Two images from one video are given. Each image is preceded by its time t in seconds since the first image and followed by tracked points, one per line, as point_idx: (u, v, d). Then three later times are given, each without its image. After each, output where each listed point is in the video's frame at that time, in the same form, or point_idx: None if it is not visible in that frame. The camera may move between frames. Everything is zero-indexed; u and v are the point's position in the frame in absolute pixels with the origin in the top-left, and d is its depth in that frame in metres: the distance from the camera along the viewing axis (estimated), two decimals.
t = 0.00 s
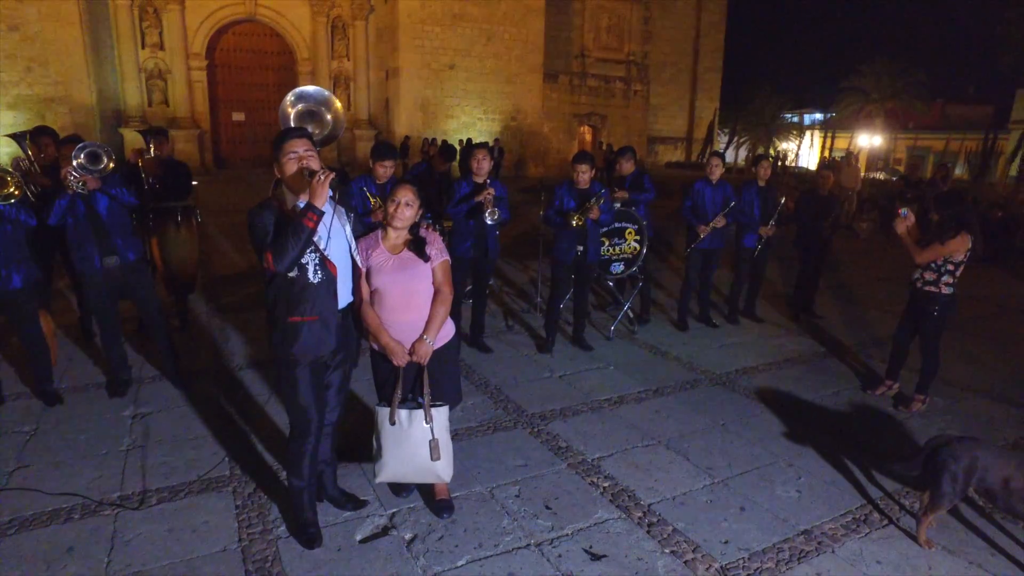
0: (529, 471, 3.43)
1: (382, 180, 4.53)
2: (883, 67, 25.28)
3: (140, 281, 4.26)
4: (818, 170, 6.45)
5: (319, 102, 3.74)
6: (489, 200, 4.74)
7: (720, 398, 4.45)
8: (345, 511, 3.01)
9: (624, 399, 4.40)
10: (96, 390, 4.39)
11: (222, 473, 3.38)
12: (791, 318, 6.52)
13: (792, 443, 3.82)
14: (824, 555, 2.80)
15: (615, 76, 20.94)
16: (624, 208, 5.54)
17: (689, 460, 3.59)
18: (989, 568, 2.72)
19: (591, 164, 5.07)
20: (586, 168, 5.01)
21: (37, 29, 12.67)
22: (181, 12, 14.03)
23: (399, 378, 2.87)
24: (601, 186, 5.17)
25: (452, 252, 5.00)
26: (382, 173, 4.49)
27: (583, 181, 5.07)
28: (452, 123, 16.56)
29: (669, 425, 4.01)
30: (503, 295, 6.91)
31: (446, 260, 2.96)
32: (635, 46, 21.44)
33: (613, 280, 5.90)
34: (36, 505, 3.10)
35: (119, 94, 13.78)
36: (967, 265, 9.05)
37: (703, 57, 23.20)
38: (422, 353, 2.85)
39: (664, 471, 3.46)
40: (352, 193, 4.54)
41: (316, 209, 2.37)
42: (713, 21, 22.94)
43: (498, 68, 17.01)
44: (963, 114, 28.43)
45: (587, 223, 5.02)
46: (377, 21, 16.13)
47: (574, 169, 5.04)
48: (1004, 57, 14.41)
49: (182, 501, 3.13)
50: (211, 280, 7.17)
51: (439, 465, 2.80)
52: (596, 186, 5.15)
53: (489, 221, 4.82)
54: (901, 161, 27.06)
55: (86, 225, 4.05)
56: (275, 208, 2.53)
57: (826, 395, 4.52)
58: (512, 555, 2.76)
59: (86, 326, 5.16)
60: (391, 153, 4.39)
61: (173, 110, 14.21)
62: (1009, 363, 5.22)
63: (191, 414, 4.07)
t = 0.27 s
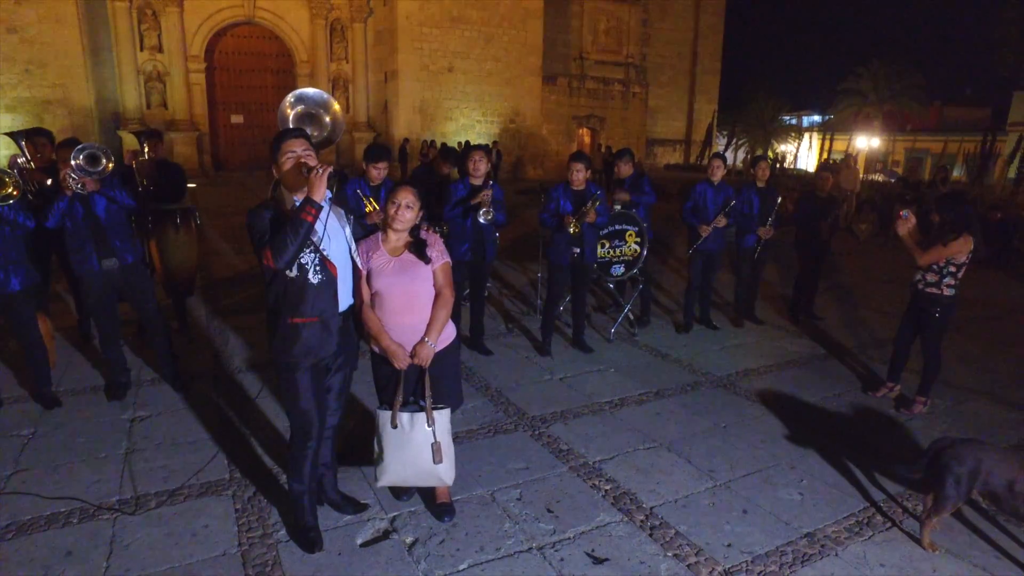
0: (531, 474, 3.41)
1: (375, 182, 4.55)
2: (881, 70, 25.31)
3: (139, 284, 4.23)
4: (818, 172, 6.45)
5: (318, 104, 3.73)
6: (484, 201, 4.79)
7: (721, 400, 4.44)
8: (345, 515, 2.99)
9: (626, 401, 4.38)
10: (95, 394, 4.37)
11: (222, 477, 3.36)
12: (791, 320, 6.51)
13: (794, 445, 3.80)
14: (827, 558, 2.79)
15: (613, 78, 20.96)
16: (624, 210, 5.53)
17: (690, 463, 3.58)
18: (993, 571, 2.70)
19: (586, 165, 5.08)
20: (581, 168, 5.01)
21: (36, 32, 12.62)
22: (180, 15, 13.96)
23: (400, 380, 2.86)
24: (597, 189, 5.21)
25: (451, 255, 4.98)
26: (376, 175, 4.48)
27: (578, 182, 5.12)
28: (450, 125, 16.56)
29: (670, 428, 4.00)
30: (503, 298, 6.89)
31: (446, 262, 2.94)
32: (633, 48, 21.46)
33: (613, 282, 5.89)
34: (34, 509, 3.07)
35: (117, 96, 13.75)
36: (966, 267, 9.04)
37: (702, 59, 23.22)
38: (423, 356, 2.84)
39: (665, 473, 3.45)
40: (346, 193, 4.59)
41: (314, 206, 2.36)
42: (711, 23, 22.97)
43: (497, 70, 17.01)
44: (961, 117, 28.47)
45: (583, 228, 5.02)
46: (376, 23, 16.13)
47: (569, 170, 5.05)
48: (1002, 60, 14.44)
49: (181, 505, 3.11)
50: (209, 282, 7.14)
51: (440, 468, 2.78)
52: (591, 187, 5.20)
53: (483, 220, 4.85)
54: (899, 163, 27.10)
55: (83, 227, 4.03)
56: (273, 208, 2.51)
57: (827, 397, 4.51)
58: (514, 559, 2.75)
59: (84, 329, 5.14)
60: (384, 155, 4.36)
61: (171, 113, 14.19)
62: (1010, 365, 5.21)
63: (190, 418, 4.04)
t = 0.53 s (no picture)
0: (533, 476, 3.39)
1: (366, 184, 4.53)
2: (881, 71, 25.29)
3: (141, 286, 4.21)
4: (819, 173, 6.43)
5: (319, 104, 3.72)
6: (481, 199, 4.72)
7: (724, 402, 4.42)
8: (347, 518, 2.98)
9: (628, 403, 4.37)
10: (95, 396, 4.36)
11: (223, 479, 3.35)
12: (793, 321, 6.49)
13: (797, 447, 3.78)
14: (831, 561, 2.77)
15: (614, 80, 20.97)
16: (625, 211, 5.51)
17: (693, 465, 3.56)
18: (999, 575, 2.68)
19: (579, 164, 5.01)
20: (573, 168, 4.97)
21: (37, 34, 12.66)
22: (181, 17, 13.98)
23: (402, 382, 2.84)
24: (589, 188, 5.19)
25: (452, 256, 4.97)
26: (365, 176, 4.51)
27: (570, 182, 5.08)
28: (451, 127, 16.56)
29: (673, 430, 3.98)
30: (504, 299, 6.87)
31: (448, 263, 2.93)
32: (634, 50, 21.45)
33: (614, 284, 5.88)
34: (34, 511, 3.06)
35: (118, 98, 13.75)
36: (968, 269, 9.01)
37: (702, 61, 23.21)
38: (425, 358, 2.83)
39: (669, 476, 3.43)
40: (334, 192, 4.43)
41: (314, 206, 2.35)
42: (711, 25, 22.98)
43: (498, 72, 17.01)
44: (961, 118, 28.44)
45: (578, 229, 5.01)
46: (377, 25, 16.12)
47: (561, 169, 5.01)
48: (1003, 61, 14.41)
49: (182, 508, 3.10)
50: (210, 284, 7.13)
51: (442, 471, 2.77)
52: (584, 188, 5.17)
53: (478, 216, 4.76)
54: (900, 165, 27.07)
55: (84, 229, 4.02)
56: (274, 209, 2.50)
57: (830, 400, 4.49)
58: (517, 562, 2.73)
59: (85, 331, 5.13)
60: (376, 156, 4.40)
61: (172, 114, 14.17)
62: (1014, 367, 5.18)
63: (191, 420, 4.03)
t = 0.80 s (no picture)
0: (536, 478, 3.38)
1: (359, 185, 4.50)
2: (883, 72, 25.26)
3: (141, 286, 4.22)
4: (821, 174, 6.42)
5: (320, 105, 3.71)
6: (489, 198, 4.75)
7: (727, 403, 4.41)
8: (349, 519, 2.96)
9: (630, 404, 4.35)
10: (96, 396, 4.35)
11: (225, 480, 3.34)
12: (796, 322, 6.47)
13: (801, 448, 3.77)
14: (836, 564, 2.75)
15: (615, 81, 20.95)
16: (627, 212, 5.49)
17: (697, 466, 3.54)
18: None
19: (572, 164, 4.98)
20: (567, 169, 4.94)
21: (39, 35, 12.63)
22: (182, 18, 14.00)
23: (403, 383, 2.83)
24: (584, 189, 5.11)
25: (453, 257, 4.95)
26: (359, 177, 4.50)
27: (565, 183, 5.03)
28: (452, 128, 16.55)
29: (676, 431, 3.96)
30: (506, 300, 6.86)
31: (450, 263, 2.92)
32: (635, 51, 21.44)
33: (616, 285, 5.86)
34: (35, 513, 3.05)
35: (120, 99, 13.77)
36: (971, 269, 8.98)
37: (704, 62, 23.21)
38: (427, 358, 2.81)
39: (672, 477, 3.42)
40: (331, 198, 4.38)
41: (316, 209, 2.33)
42: (712, 26, 22.96)
43: (499, 72, 17.00)
44: (963, 118, 28.39)
45: (575, 231, 4.99)
46: (378, 25, 16.12)
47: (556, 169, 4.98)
48: (1005, 62, 14.38)
49: (183, 509, 3.09)
50: (211, 284, 7.12)
51: (444, 472, 2.76)
52: (579, 190, 5.09)
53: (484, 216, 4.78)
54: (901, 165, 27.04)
55: (86, 231, 4.01)
56: (276, 210, 2.49)
57: (833, 400, 4.47)
58: (519, 564, 2.71)
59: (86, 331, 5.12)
60: (368, 156, 4.36)
61: (173, 115, 14.18)
62: (1017, 368, 5.16)
63: (192, 421, 4.02)
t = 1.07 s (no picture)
0: (539, 479, 3.36)
1: (357, 183, 4.46)
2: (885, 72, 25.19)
3: (143, 285, 4.22)
4: (824, 174, 6.40)
5: (322, 105, 3.70)
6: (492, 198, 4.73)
7: (730, 403, 4.39)
8: (351, 520, 2.95)
9: (633, 404, 4.33)
10: (98, 396, 4.34)
11: (227, 480, 3.32)
12: (798, 322, 6.45)
13: (806, 449, 3.75)
14: (842, 566, 2.73)
15: (617, 81, 20.92)
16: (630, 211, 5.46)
17: (701, 467, 3.52)
18: None
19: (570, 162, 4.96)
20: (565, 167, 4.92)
21: (42, 34, 12.62)
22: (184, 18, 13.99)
23: (406, 383, 2.81)
24: (583, 189, 5.10)
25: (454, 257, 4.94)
26: (356, 177, 4.44)
27: (563, 182, 5.00)
28: (454, 128, 16.53)
29: (678, 432, 3.95)
30: (507, 300, 6.85)
31: (453, 263, 2.90)
32: (637, 51, 21.40)
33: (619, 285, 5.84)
34: (37, 513, 3.03)
35: (122, 98, 13.83)
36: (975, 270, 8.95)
37: (706, 61, 23.17)
38: (430, 359, 2.80)
39: (675, 478, 3.40)
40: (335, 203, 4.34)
41: (318, 211, 2.32)
42: (714, 26, 22.92)
43: (501, 72, 16.98)
44: (965, 118, 28.32)
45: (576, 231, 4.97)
46: (380, 25, 16.10)
47: (554, 169, 4.96)
48: (1008, 62, 14.33)
49: (185, 509, 3.07)
50: (212, 284, 7.11)
51: (447, 473, 2.74)
52: (578, 189, 5.08)
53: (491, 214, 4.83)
54: (903, 166, 26.98)
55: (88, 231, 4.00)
56: (278, 211, 2.48)
57: (838, 401, 4.45)
58: (522, 566, 2.70)
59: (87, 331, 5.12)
60: (366, 155, 4.29)
61: (175, 115, 14.16)
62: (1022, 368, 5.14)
63: (194, 421, 4.01)
